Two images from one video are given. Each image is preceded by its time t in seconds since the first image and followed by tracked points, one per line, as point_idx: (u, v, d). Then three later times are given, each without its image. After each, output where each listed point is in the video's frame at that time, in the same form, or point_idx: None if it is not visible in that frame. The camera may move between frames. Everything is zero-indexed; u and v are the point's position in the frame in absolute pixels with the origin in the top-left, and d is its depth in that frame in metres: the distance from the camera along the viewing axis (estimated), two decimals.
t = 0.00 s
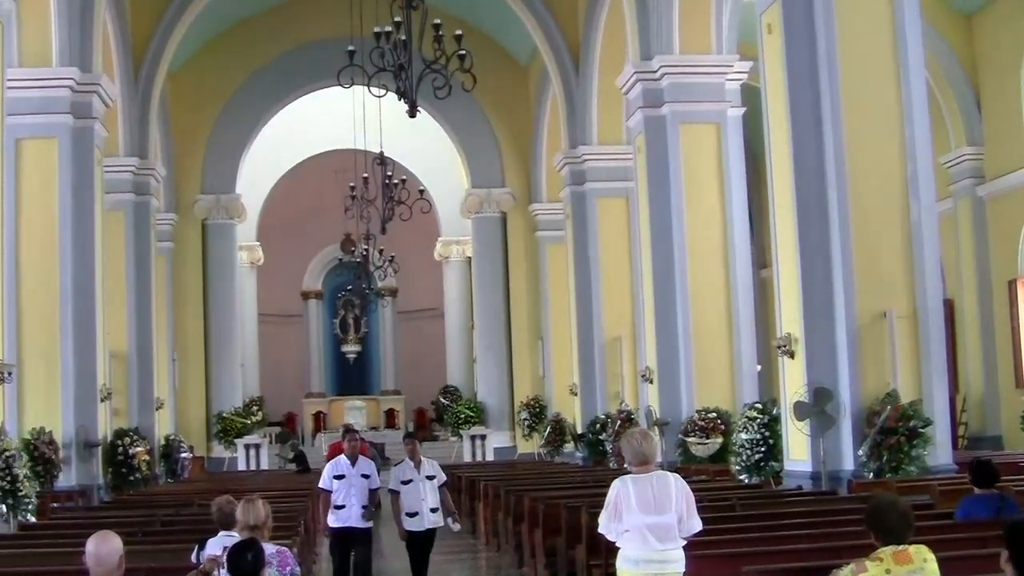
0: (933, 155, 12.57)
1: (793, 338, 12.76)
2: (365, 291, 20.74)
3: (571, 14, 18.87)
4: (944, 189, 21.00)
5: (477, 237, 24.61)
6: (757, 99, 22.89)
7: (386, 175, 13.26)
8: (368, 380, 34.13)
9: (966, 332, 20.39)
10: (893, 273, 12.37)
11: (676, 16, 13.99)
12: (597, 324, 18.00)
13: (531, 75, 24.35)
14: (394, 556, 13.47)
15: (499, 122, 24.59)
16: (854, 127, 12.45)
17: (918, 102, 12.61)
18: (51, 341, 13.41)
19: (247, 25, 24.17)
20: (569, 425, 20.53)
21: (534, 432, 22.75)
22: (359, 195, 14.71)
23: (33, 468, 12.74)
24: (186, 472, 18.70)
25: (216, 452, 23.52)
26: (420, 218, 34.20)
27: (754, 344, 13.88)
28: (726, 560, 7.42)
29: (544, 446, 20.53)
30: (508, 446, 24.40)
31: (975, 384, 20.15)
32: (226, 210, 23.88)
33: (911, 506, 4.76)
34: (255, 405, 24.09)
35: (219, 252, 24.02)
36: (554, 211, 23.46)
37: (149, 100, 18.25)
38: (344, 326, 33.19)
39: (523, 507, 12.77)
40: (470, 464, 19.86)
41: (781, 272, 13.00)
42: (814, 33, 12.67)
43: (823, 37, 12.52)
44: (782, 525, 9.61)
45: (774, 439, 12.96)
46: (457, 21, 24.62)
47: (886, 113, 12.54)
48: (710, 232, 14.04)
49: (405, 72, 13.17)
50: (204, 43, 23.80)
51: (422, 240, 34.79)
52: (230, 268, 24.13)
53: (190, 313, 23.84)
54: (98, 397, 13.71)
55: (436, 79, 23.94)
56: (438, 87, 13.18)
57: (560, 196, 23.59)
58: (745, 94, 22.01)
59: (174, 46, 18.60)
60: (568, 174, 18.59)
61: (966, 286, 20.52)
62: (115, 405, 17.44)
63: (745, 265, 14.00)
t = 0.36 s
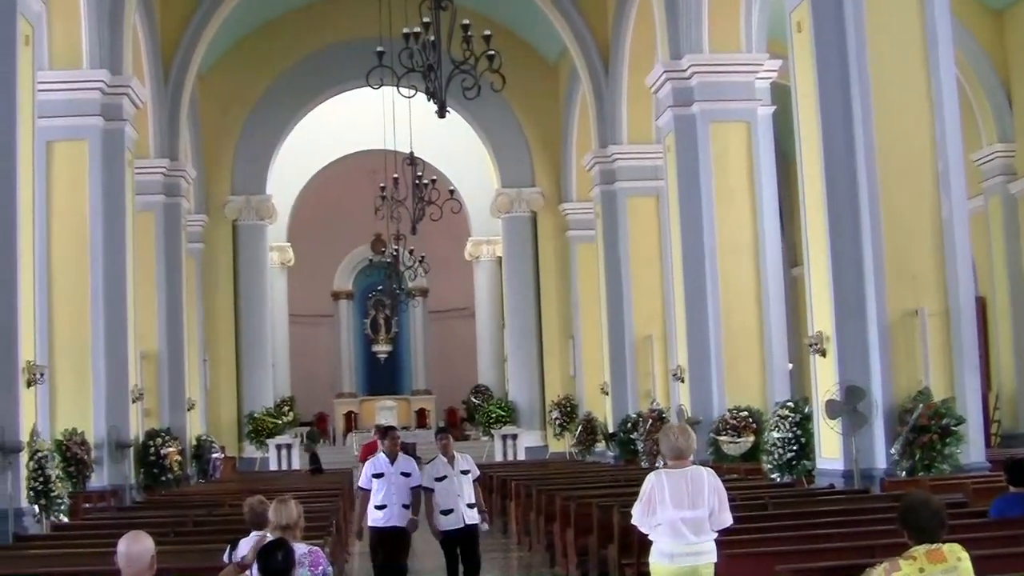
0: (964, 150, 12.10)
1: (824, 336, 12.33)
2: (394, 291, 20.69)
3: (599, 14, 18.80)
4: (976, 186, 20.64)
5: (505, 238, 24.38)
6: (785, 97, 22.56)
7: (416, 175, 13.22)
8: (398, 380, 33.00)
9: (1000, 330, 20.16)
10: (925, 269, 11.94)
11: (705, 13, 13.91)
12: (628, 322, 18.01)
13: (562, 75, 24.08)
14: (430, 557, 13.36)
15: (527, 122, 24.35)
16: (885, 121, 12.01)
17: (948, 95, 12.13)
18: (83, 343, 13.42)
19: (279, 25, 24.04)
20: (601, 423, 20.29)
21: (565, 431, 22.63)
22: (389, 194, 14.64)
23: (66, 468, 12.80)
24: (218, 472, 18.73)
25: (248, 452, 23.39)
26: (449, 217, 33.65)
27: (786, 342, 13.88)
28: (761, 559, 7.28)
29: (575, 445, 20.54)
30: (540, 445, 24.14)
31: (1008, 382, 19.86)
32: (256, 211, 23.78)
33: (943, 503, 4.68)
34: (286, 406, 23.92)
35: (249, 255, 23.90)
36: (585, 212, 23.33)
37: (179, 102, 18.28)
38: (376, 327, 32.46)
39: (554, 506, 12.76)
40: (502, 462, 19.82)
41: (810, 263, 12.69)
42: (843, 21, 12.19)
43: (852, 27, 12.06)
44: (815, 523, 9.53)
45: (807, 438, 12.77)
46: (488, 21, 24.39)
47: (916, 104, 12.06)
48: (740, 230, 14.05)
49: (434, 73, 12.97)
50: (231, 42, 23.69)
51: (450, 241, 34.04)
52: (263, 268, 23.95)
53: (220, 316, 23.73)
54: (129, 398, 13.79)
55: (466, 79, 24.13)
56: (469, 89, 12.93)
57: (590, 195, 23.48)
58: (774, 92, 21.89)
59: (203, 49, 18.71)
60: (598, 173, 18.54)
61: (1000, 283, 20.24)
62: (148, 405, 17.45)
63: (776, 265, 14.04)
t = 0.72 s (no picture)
0: (978, 143, 12.01)
1: (835, 329, 12.29)
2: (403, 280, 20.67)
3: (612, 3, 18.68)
4: (989, 179, 20.47)
5: (515, 228, 24.33)
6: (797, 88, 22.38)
7: (426, 166, 13.18)
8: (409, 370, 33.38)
9: (1012, 325, 20.00)
10: (937, 263, 11.87)
11: (718, 4, 13.85)
12: (638, 314, 17.96)
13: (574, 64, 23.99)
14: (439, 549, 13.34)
15: (538, 111, 24.29)
16: (897, 113, 11.95)
17: (962, 87, 12.05)
18: (94, 328, 13.44)
19: (293, 13, 24.05)
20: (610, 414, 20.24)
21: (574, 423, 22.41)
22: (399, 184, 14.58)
23: (76, 456, 12.85)
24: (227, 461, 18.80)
25: (257, 441, 23.39)
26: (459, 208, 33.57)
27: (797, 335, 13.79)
28: (772, 556, 7.00)
29: (584, 436, 20.48)
30: (549, 435, 24.13)
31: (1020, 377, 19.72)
32: (267, 200, 23.78)
33: (954, 498, 4.70)
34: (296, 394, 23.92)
35: (262, 243, 23.89)
36: (596, 202, 23.29)
37: (191, 92, 18.25)
38: (386, 316, 32.92)
39: (563, 497, 12.78)
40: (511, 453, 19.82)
41: (822, 258, 12.66)
42: (857, 12, 12.12)
43: (866, 19, 11.98)
44: (824, 518, 9.51)
45: (816, 431, 12.76)
46: (500, 10, 24.30)
47: (929, 98, 12.00)
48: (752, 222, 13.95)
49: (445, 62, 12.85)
50: (246, 28, 23.69)
51: (463, 229, 33.98)
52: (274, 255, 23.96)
53: (231, 305, 23.77)
54: (140, 385, 13.78)
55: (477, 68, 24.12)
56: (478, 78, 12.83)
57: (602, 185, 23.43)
58: (788, 85, 21.79)
59: (215, 38, 18.71)
60: (609, 164, 18.46)
61: (1012, 278, 20.09)
62: (158, 394, 17.51)
63: (787, 255, 13.95)
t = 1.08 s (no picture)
0: (990, 140, 11.94)
1: (847, 327, 12.26)
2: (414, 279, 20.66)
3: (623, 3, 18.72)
4: (1001, 176, 20.35)
5: (527, 227, 24.35)
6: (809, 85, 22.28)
7: (438, 165, 13.18)
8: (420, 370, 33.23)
9: None
10: (949, 261, 11.81)
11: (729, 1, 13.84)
12: (649, 313, 17.93)
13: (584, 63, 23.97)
14: (452, 549, 13.32)
15: (549, 111, 24.28)
16: (909, 111, 11.90)
17: (974, 84, 11.99)
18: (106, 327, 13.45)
19: (302, 13, 24.04)
20: (621, 413, 20.21)
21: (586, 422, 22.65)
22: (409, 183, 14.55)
23: (87, 457, 12.79)
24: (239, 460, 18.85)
25: (269, 441, 23.43)
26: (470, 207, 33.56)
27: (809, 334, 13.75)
28: (782, 554, 6.93)
29: (596, 435, 20.44)
30: (561, 435, 24.16)
31: None
32: (278, 200, 23.76)
33: (969, 496, 4.58)
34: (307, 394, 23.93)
35: (273, 244, 23.88)
36: (606, 200, 23.29)
37: (202, 92, 18.28)
38: (398, 316, 32.90)
39: (575, 497, 12.77)
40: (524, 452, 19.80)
41: (835, 256, 12.63)
42: (869, 10, 12.08)
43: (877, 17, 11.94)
44: (840, 515, 9.46)
45: (828, 429, 12.64)
46: (510, 9, 24.29)
47: (941, 94, 11.94)
48: (762, 220, 13.91)
49: (456, 61, 12.81)
50: (258, 27, 23.70)
51: (473, 229, 33.98)
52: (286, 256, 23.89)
53: (242, 307, 23.76)
54: (151, 384, 13.76)
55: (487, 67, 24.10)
56: (490, 77, 12.81)
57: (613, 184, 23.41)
58: (798, 83, 21.75)
59: (225, 37, 18.73)
60: (620, 163, 18.46)
61: None
62: (170, 393, 17.56)
63: (800, 252, 13.88)
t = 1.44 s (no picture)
0: (1006, 134, 11.89)
1: (863, 323, 12.23)
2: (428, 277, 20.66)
3: None
4: (1020, 171, 20.20)
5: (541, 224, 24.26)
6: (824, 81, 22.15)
7: (451, 162, 13.22)
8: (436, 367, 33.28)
9: None
10: (964, 257, 11.76)
11: None
12: (664, 309, 17.91)
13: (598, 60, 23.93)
14: (469, 546, 13.29)
15: (562, 108, 24.26)
16: (924, 106, 11.85)
17: (990, 79, 11.95)
18: (121, 324, 13.48)
19: (315, 11, 24.06)
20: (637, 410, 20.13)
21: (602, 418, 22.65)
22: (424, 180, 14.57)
23: (104, 455, 12.81)
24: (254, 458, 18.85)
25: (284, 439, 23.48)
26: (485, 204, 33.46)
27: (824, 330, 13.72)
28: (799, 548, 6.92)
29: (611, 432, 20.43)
30: (576, 431, 24.16)
31: None
32: (293, 198, 23.74)
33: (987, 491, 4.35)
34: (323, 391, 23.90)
35: (289, 241, 23.85)
36: (620, 196, 23.26)
37: (214, 90, 18.24)
38: (412, 313, 32.98)
39: (590, 493, 12.78)
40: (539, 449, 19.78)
41: (850, 252, 12.59)
42: (883, 5, 12.03)
43: (892, 11, 11.90)
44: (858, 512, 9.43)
45: (844, 425, 12.65)
46: (523, 6, 24.26)
47: (956, 89, 11.89)
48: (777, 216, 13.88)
49: (470, 58, 12.82)
50: (270, 26, 23.73)
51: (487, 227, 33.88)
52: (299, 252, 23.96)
53: (256, 305, 23.78)
54: (167, 382, 13.78)
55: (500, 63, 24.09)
56: (503, 73, 12.80)
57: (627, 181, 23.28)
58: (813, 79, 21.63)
59: (239, 35, 18.68)
60: (635, 159, 18.37)
61: None
62: (184, 390, 17.56)
63: (815, 248, 13.84)
